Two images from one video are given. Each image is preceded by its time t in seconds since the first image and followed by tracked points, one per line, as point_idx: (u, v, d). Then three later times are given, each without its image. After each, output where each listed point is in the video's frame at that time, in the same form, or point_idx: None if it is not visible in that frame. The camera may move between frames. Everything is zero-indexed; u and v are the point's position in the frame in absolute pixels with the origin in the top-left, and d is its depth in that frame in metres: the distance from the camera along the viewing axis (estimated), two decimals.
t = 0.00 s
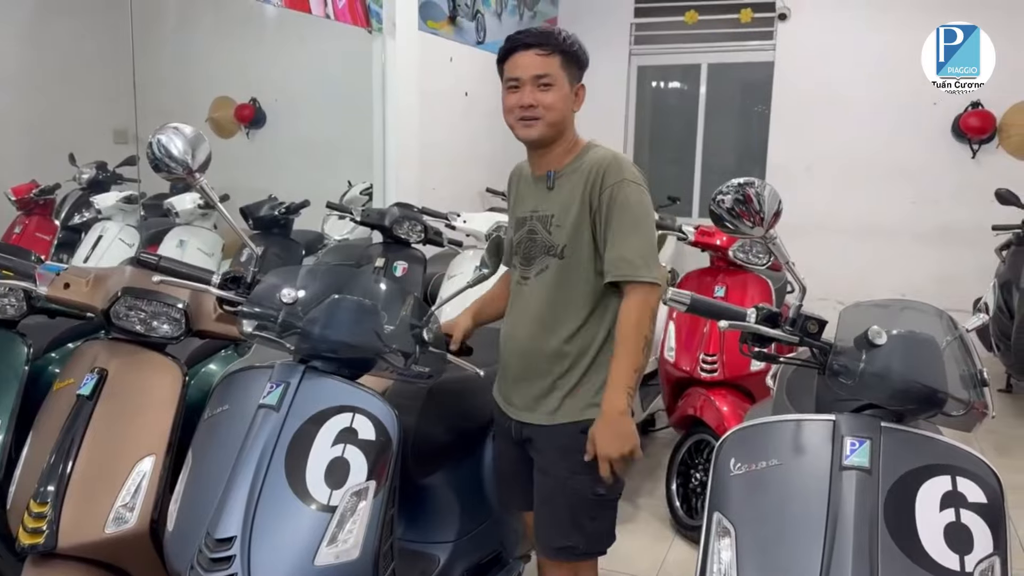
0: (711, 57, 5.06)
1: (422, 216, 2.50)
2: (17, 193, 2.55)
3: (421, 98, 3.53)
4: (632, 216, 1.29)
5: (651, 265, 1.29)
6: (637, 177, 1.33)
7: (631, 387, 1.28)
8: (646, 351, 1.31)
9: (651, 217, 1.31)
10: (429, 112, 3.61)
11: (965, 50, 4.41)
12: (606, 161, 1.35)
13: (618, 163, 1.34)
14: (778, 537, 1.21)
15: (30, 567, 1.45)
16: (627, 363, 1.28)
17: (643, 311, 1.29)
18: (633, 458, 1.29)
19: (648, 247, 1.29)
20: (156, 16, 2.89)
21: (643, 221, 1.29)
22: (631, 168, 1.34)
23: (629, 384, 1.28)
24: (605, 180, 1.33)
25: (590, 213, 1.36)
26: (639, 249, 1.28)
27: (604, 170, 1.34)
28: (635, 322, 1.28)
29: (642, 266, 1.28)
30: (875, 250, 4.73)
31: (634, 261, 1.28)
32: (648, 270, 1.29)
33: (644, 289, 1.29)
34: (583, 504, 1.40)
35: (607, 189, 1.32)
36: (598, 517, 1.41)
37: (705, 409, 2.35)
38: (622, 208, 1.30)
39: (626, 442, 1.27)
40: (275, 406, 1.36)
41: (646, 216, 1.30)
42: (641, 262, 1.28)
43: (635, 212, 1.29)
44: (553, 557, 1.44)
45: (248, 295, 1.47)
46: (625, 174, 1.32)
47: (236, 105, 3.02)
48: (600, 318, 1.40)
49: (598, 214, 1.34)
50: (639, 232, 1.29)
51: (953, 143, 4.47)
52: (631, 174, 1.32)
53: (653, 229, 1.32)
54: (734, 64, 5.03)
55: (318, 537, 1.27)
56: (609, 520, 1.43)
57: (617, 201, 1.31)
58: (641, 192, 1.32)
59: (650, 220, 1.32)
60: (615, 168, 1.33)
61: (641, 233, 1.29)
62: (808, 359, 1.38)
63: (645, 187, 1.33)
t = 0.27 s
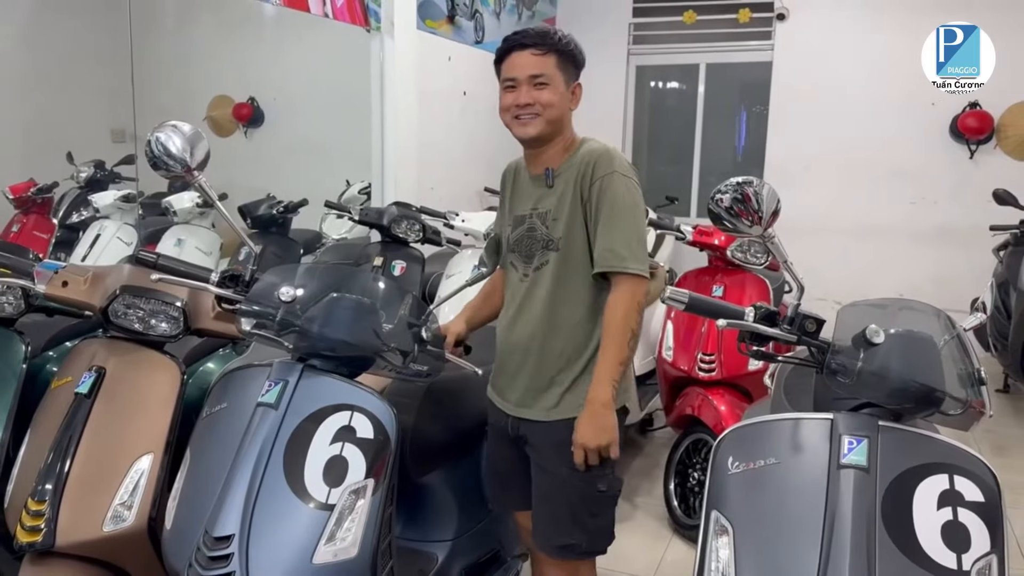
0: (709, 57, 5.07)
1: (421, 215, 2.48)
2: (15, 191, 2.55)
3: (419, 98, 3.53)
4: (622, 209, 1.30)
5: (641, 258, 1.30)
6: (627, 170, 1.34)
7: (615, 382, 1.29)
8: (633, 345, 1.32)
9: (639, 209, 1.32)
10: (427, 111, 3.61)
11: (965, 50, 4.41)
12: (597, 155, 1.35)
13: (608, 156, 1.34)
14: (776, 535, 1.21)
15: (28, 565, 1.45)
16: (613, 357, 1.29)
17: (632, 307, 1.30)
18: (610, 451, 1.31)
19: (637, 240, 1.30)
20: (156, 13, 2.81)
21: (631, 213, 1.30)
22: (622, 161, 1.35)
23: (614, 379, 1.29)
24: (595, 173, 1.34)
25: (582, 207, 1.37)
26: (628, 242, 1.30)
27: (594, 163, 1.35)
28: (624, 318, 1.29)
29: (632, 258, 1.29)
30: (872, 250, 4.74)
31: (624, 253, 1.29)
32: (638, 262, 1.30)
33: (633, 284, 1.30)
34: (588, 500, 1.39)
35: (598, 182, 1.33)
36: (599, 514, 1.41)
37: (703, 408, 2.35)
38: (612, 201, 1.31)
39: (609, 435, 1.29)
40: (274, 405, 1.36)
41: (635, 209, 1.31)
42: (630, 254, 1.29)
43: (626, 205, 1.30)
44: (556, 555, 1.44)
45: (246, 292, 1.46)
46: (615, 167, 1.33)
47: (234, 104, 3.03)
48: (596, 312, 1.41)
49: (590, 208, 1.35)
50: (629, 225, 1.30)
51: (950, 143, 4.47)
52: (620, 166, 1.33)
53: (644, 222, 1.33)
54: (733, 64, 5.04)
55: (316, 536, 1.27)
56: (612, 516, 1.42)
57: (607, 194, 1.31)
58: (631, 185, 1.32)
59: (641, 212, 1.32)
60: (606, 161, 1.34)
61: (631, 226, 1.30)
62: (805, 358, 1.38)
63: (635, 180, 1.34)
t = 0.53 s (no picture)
0: (708, 57, 5.07)
1: (419, 213, 2.48)
2: (11, 188, 2.58)
3: (417, 96, 3.53)
4: (613, 205, 1.29)
5: (631, 252, 1.29)
6: (621, 168, 1.34)
7: (569, 352, 1.23)
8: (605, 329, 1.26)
9: (632, 209, 1.31)
10: (425, 110, 3.61)
11: (965, 50, 4.42)
12: (592, 154, 1.35)
13: (603, 155, 1.34)
14: (773, 533, 1.22)
15: (26, 563, 1.45)
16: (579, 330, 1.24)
17: (611, 290, 1.27)
18: (535, 423, 1.18)
19: (628, 235, 1.29)
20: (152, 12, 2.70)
21: (622, 211, 1.29)
22: (617, 160, 1.35)
23: (571, 349, 1.23)
24: (588, 171, 1.34)
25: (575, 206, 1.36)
26: (617, 236, 1.28)
27: (589, 162, 1.34)
28: (601, 298, 1.26)
29: (620, 251, 1.28)
30: (871, 249, 4.74)
31: (612, 246, 1.28)
32: (628, 257, 1.28)
33: (620, 275, 1.28)
34: (573, 500, 1.40)
35: (590, 180, 1.33)
36: (583, 515, 1.42)
37: (701, 407, 2.35)
38: (603, 198, 1.30)
39: (538, 397, 1.19)
40: (272, 403, 1.36)
41: (626, 205, 1.30)
42: (619, 248, 1.28)
43: (617, 201, 1.30)
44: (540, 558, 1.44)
45: (244, 291, 1.46)
46: (609, 165, 1.32)
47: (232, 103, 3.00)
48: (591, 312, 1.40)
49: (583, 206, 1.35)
50: (619, 221, 1.29)
51: (948, 143, 4.48)
52: (614, 166, 1.32)
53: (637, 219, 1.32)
54: (731, 63, 5.04)
55: (314, 534, 1.27)
56: (594, 517, 1.43)
57: (598, 191, 1.31)
58: (623, 182, 1.32)
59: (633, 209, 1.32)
60: (600, 160, 1.33)
61: (622, 221, 1.29)
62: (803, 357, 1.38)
63: (630, 181, 1.33)
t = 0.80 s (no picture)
0: (706, 55, 5.07)
1: (416, 211, 2.48)
2: (9, 185, 2.50)
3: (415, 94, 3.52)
4: (614, 198, 1.28)
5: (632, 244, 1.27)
6: (622, 162, 1.32)
7: (555, 233, 1.19)
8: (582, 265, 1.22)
9: (631, 207, 1.29)
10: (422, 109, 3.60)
11: (965, 50, 4.42)
12: (592, 149, 1.34)
13: (603, 150, 1.33)
14: (769, 531, 1.22)
15: (21, 560, 1.45)
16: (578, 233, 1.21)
17: (615, 253, 1.24)
18: (477, 189, 1.13)
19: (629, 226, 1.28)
20: None
21: (622, 207, 1.28)
22: (618, 155, 1.33)
23: (557, 233, 1.19)
24: (588, 168, 1.33)
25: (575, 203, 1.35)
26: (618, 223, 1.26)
27: (589, 160, 1.33)
28: (607, 244, 1.23)
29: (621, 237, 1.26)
30: (868, 248, 4.74)
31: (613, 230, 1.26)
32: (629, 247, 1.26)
33: (624, 256, 1.25)
34: (571, 510, 1.41)
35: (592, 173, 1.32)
36: (584, 525, 1.42)
37: (698, 405, 2.36)
38: (605, 191, 1.29)
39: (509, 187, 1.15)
40: (267, 400, 1.36)
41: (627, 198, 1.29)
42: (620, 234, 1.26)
43: (619, 195, 1.29)
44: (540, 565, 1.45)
45: (241, 288, 1.46)
46: (610, 159, 1.32)
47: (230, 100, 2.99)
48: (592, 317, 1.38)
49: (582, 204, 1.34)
50: (620, 212, 1.27)
51: (946, 143, 4.48)
52: (615, 163, 1.31)
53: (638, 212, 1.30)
54: (729, 61, 5.04)
55: (310, 531, 1.27)
56: (595, 527, 1.44)
57: (599, 184, 1.30)
58: (624, 178, 1.31)
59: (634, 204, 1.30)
60: (600, 155, 1.33)
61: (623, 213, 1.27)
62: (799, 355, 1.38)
63: (630, 178, 1.32)
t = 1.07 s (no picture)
0: (704, 54, 5.08)
1: (414, 210, 2.48)
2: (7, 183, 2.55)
3: (412, 93, 3.52)
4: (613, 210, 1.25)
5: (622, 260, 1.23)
6: (634, 174, 1.29)
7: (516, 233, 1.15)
8: (542, 273, 1.17)
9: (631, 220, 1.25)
10: (420, 107, 3.60)
11: (965, 50, 4.42)
12: (603, 155, 1.31)
13: (616, 158, 1.30)
14: (763, 531, 1.22)
15: (19, 558, 1.45)
16: (544, 239, 1.16)
17: (582, 264, 1.18)
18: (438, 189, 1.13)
19: (624, 241, 1.23)
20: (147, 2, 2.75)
21: (619, 219, 1.24)
22: (631, 166, 1.30)
23: (519, 234, 1.15)
24: (592, 177, 1.30)
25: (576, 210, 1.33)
26: (608, 235, 1.22)
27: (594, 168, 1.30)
28: (573, 253, 1.18)
29: (608, 250, 1.21)
30: (866, 247, 4.75)
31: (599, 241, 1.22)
32: (616, 262, 1.22)
33: (601, 268, 1.20)
34: (577, 520, 1.41)
35: (595, 181, 1.29)
36: (590, 536, 1.42)
37: (695, 404, 2.36)
38: (605, 202, 1.25)
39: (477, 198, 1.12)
40: (264, 398, 1.36)
41: (630, 211, 1.25)
42: (608, 247, 1.22)
43: (620, 207, 1.25)
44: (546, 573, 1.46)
45: (238, 287, 1.46)
46: (620, 169, 1.28)
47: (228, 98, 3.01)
48: (597, 328, 1.36)
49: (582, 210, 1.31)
50: (617, 224, 1.23)
51: (943, 142, 4.49)
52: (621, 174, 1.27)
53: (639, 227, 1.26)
54: (727, 61, 5.05)
55: (306, 529, 1.27)
56: (602, 538, 1.43)
57: (601, 194, 1.27)
58: (633, 188, 1.27)
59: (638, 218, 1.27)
60: (611, 162, 1.30)
61: (619, 226, 1.23)
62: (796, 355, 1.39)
63: (635, 188, 1.27)
